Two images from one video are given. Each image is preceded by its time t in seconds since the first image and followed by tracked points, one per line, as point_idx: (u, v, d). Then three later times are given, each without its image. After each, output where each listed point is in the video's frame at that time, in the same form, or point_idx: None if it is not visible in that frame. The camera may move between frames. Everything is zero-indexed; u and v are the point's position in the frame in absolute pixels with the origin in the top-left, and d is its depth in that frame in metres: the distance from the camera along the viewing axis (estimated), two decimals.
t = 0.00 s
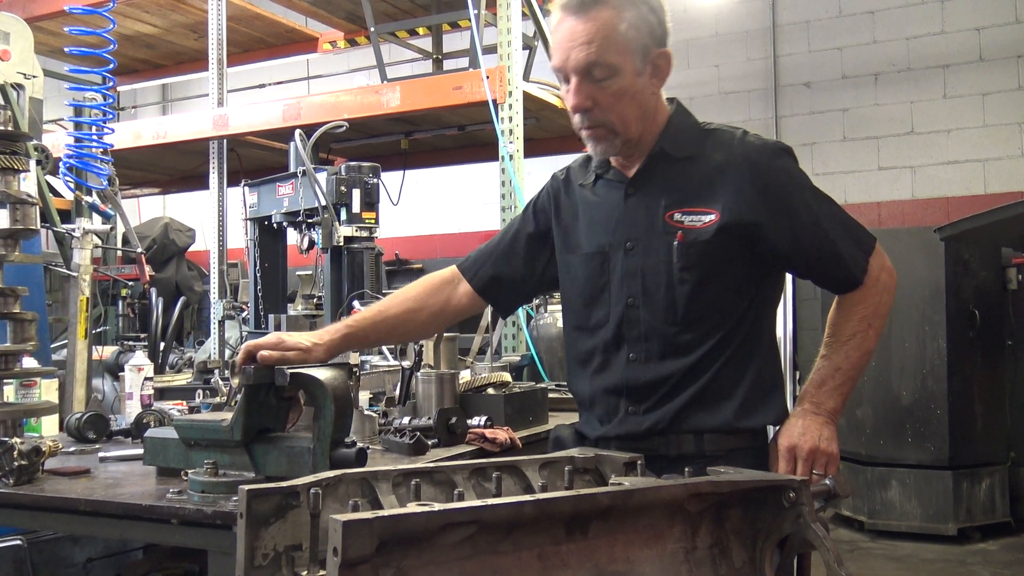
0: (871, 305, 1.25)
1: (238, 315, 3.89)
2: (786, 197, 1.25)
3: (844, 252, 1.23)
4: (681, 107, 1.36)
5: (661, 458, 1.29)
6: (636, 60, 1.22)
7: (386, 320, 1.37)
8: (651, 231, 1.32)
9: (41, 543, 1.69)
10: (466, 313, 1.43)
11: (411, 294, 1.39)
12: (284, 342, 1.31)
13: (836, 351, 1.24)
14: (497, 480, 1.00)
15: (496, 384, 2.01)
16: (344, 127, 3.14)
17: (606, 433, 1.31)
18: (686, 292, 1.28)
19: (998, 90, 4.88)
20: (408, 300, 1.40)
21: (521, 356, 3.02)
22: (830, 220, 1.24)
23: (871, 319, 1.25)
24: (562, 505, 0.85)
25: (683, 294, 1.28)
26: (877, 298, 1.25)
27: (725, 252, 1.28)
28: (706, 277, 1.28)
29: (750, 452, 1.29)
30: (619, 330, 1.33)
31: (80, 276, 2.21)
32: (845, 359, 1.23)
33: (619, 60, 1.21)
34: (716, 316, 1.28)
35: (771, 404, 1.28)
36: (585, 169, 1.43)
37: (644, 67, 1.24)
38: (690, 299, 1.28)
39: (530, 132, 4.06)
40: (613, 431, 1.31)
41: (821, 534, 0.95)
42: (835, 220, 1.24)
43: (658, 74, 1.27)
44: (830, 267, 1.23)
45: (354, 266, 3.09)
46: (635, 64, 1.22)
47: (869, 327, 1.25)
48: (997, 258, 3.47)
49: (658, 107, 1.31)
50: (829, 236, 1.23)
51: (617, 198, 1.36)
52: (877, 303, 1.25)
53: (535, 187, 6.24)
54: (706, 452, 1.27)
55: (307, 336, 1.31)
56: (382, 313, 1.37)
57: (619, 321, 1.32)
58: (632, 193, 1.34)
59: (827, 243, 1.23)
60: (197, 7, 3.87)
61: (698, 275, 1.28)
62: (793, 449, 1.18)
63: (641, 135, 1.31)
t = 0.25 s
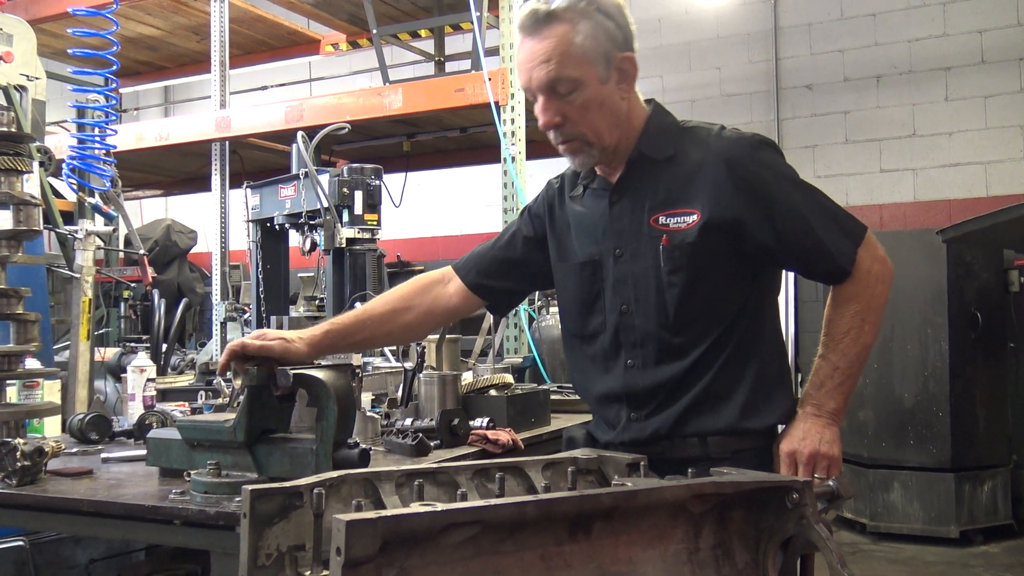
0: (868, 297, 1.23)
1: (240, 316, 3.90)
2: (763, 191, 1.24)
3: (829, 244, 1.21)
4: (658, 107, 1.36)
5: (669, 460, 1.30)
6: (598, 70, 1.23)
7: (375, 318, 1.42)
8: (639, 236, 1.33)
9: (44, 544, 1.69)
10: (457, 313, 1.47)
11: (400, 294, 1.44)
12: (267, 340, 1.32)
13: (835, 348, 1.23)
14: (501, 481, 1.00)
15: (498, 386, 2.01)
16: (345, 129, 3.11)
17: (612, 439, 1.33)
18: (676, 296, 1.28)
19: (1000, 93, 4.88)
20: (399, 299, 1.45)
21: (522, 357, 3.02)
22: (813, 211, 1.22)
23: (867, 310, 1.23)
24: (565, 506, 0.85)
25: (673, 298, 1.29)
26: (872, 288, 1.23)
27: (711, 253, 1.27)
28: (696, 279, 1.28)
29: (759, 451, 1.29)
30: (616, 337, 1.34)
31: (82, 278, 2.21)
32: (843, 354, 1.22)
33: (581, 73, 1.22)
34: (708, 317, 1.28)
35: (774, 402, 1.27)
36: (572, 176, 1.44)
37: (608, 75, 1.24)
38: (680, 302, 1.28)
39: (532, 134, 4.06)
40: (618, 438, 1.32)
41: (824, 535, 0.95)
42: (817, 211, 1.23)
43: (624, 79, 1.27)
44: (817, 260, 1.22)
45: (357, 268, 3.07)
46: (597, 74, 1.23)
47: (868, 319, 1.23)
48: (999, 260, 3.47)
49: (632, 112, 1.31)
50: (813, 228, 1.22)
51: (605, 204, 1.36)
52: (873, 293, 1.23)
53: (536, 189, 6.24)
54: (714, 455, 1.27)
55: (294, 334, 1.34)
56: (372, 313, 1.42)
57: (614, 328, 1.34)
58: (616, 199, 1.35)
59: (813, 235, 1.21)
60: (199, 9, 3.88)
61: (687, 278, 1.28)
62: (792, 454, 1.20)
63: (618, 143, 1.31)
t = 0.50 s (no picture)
0: (871, 298, 1.22)
1: (241, 317, 3.90)
2: (764, 192, 1.23)
3: (831, 245, 1.20)
4: (658, 109, 1.35)
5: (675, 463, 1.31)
6: (587, 77, 1.23)
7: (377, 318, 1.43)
8: (640, 238, 1.33)
9: (45, 544, 1.69)
10: (461, 311, 1.48)
11: (402, 294, 1.45)
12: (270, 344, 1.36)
13: (836, 350, 1.22)
14: (500, 482, 1.00)
15: (499, 387, 2.01)
16: (347, 129, 3.13)
17: (618, 441, 1.33)
18: (677, 297, 1.28)
19: (1002, 94, 4.88)
20: (401, 298, 1.46)
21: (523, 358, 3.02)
22: (814, 211, 1.21)
23: (871, 312, 1.22)
24: (565, 507, 0.85)
25: (674, 300, 1.29)
26: (876, 288, 1.22)
27: (712, 254, 1.27)
28: (696, 280, 1.28)
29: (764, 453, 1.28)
30: (619, 339, 1.34)
31: (84, 278, 2.21)
32: (845, 357, 1.22)
33: (569, 82, 1.22)
34: (710, 319, 1.28)
35: (779, 403, 1.26)
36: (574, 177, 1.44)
37: (597, 81, 1.24)
38: (682, 304, 1.28)
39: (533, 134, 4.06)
40: (623, 440, 1.32)
41: (825, 537, 0.95)
42: (817, 210, 1.22)
43: (616, 83, 1.27)
44: (820, 261, 1.21)
45: (358, 269, 3.11)
46: (586, 81, 1.23)
47: (872, 321, 1.22)
48: (1000, 262, 3.47)
49: (630, 116, 1.31)
50: (814, 229, 1.21)
51: (606, 205, 1.37)
52: (878, 294, 1.22)
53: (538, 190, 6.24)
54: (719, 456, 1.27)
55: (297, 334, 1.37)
56: (374, 312, 1.43)
57: (617, 330, 1.34)
58: (617, 202, 1.35)
59: (815, 236, 1.21)
60: (201, 10, 3.88)
61: (687, 280, 1.28)
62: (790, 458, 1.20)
63: (616, 147, 1.31)
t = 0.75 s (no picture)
0: (870, 302, 1.23)
1: (240, 318, 3.90)
2: (772, 192, 1.24)
3: (835, 247, 1.22)
4: (665, 110, 1.36)
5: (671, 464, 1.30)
6: (595, 78, 1.23)
7: (377, 315, 1.42)
8: (644, 236, 1.33)
9: (42, 545, 1.68)
10: (457, 308, 1.48)
11: (399, 290, 1.44)
12: (269, 346, 1.35)
13: (835, 351, 1.23)
14: (498, 483, 1.00)
15: (498, 389, 2.01)
16: (347, 131, 3.13)
17: (612, 439, 1.32)
18: (680, 295, 1.28)
19: (1001, 96, 4.88)
20: (398, 294, 1.45)
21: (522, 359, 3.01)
22: (820, 213, 1.23)
23: (871, 315, 1.23)
24: (562, 509, 0.85)
25: (678, 297, 1.28)
26: (877, 292, 1.24)
27: (716, 253, 1.27)
28: (699, 279, 1.28)
29: (759, 455, 1.28)
30: (619, 335, 1.33)
31: (82, 279, 2.20)
32: (845, 358, 1.22)
33: (578, 83, 1.22)
34: (712, 317, 1.28)
35: (777, 404, 1.27)
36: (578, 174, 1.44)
37: (605, 81, 1.24)
38: (684, 302, 1.28)
39: (533, 136, 4.06)
40: (618, 438, 1.31)
41: (822, 539, 0.95)
42: (822, 213, 1.23)
43: (623, 83, 1.27)
44: (824, 262, 1.22)
45: (357, 269, 3.06)
46: (594, 82, 1.23)
47: (871, 323, 1.23)
48: (1000, 264, 3.47)
49: (637, 116, 1.31)
50: (819, 231, 1.22)
51: (609, 201, 1.36)
52: (878, 298, 1.23)
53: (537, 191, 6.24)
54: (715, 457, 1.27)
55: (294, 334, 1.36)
56: (371, 309, 1.43)
57: (617, 327, 1.33)
58: (622, 198, 1.34)
59: (819, 238, 1.22)
60: (200, 11, 3.88)
61: (691, 278, 1.28)
62: (790, 458, 1.19)
63: (623, 145, 1.31)
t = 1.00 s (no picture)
0: (865, 299, 1.24)
1: (240, 321, 3.89)
2: (771, 189, 1.26)
3: (831, 245, 1.23)
4: (664, 108, 1.36)
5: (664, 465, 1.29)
6: (594, 74, 1.23)
7: (372, 317, 1.41)
8: (640, 232, 1.33)
9: (45, 549, 1.68)
10: (452, 306, 1.47)
11: (394, 290, 1.43)
12: (264, 349, 1.32)
13: (832, 347, 1.24)
14: (500, 483, 1.00)
15: (499, 389, 2.01)
16: (345, 133, 3.13)
17: (605, 436, 1.30)
18: (677, 290, 1.28)
19: (999, 93, 4.88)
20: (393, 294, 1.44)
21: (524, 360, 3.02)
22: (817, 211, 1.25)
23: (867, 312, 1.24)
24: (565, 507, 0.85)
25: (674, 292, 1.28)
26: (871, 289, 1.25)
27: (713, 249, 1.28)
28: (696, 275, 1.28)
29: (749, 455, 1.28)
30: (613, 332, 1.33)
31: (82, 283, 2.20)
32: (842, 354, 1.23)
33: (577, 79, 1.22)
34: (708, 313, 1.28)
35: (770, 401, 1.28)
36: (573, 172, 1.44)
37: (604, 78, 1.24)
38: (681, 298, 1.28)
39: (532, 137, 4.06)
40: (611, 437, 1.30)
41: (826, 535, 0.95)
42: (818, 211, 1.25)
43: (622, 80, 1.27)
44: (821, 259, 1.23)
45: (357, 271, 3.06)
46: (593, 78, 1.23)
47: (866, 320, 1.24)
48: (1000, 260, 3.47)
49: (635, 114, 1.32)
50: (816, 228, 1.24)
51: (606, 198, 1.36)
52: (873, 295, 1.25)
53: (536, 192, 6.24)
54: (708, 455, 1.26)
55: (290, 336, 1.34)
56: (367, 309, 1.42)
57: (612, 322, 1.33)
58: (620, 195, 1.34)
59: (816, 236, 1.24)
60: (198, 15, 3.88)
61: (689, 273, 1.28)
62: (794, 454, 1.18)
63: (620, 141, 1.31)
